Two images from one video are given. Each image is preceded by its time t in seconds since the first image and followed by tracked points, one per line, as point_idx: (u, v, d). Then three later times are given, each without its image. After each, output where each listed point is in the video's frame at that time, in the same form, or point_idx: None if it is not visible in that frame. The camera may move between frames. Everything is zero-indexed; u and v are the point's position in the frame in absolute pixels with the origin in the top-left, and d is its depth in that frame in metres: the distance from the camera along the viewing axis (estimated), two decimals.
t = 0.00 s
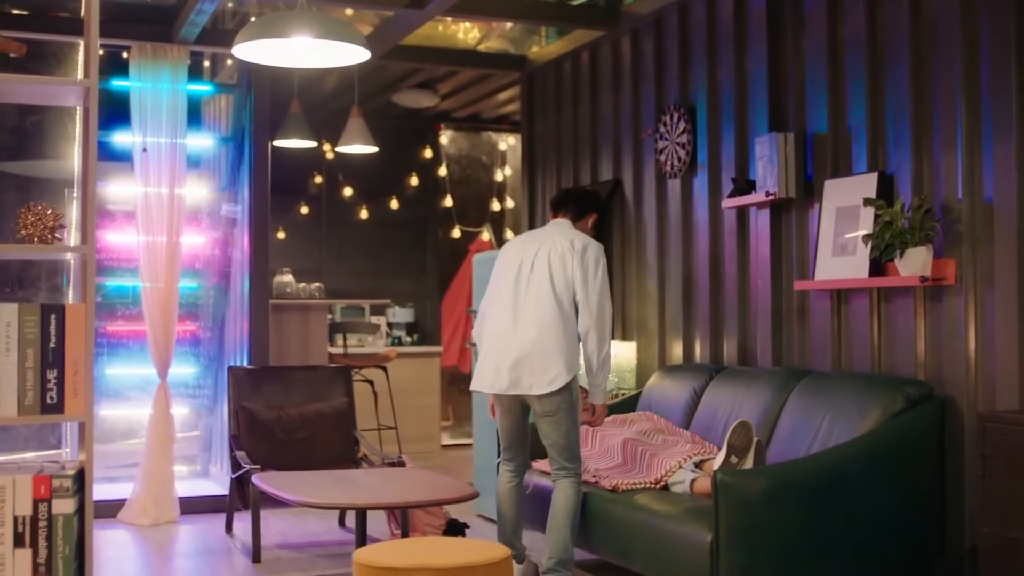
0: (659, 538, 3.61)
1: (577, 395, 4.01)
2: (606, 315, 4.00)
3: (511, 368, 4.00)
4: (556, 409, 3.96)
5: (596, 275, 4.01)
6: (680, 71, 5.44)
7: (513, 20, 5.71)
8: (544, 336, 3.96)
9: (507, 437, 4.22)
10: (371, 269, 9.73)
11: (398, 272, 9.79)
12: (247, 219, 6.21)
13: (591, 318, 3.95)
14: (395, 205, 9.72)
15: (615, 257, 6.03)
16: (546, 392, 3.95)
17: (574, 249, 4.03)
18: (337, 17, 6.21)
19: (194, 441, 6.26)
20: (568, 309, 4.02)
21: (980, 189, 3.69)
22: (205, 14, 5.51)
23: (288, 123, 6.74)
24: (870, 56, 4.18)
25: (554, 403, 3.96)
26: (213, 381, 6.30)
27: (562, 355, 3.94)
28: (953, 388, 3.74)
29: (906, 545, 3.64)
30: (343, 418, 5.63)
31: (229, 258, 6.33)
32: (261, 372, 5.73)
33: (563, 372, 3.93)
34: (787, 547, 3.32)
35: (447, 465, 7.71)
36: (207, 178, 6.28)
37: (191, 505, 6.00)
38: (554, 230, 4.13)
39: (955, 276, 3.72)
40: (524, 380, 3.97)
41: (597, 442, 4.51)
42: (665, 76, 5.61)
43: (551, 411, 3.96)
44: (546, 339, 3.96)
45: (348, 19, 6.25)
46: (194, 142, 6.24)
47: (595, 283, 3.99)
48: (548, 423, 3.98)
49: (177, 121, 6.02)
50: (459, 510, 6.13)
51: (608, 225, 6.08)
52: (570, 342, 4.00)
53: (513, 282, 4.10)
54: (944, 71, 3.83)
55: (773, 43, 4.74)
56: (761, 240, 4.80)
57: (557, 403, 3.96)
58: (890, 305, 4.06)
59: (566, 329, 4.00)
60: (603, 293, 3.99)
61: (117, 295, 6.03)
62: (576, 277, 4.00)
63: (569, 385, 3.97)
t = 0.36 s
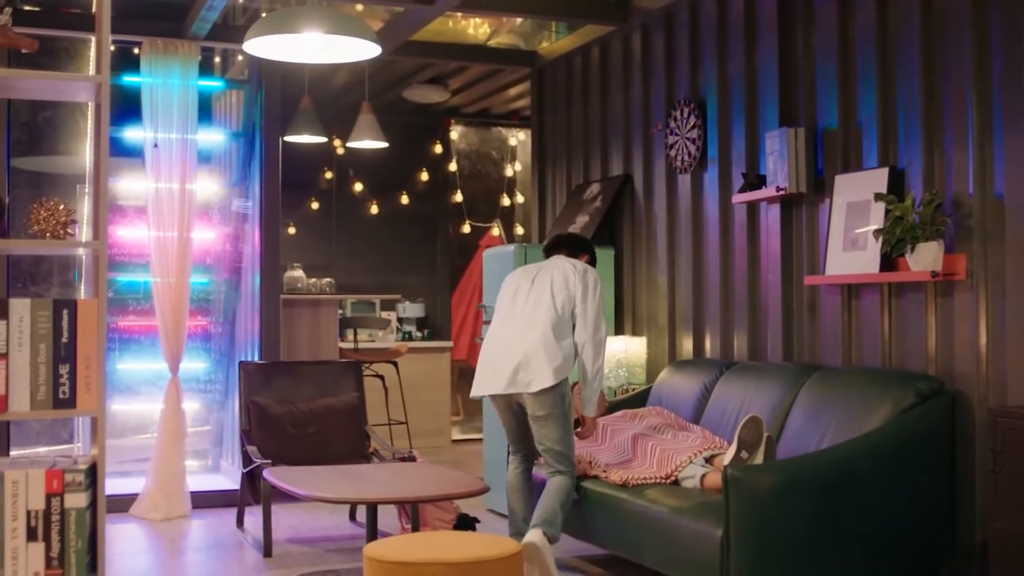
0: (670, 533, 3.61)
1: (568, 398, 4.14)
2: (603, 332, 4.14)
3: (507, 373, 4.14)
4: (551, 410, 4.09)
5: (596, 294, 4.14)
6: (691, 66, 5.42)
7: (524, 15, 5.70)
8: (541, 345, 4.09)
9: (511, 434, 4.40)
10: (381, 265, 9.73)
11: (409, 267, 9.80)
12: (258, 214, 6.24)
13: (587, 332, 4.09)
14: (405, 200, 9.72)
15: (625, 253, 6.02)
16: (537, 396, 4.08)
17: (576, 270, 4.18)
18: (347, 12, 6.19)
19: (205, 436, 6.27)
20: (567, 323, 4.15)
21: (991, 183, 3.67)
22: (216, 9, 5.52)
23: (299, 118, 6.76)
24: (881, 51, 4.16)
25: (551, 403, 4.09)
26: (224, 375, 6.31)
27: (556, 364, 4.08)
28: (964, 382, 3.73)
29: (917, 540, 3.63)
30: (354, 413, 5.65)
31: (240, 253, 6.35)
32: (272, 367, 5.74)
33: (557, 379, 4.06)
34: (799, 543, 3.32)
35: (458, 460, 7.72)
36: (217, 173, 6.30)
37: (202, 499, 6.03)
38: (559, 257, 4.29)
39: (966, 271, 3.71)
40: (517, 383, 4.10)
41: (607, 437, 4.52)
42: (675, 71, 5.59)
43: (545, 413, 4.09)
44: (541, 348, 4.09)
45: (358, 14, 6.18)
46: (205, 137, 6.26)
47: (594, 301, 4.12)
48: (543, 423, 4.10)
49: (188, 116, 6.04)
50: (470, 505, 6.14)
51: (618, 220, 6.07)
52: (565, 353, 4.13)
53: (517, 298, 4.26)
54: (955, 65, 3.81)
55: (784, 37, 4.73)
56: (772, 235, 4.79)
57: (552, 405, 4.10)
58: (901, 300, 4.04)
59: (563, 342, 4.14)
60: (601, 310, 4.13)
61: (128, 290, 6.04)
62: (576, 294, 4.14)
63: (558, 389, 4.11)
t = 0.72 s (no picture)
0: (679, 530, 3.61)
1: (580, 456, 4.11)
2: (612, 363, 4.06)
3: (525, 426, 4.05)
4: (565, 467, 4.07)
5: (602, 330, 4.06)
6: (700, 62, 5.41)
7: (533, 10, 5.69)
8: (554, 392, 4.01)
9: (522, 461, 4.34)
10: (390, 261, 9.73)
11: (418, 263, 9.80)
12: (268, 210, 6.25)
13: (598, 370, 4.01)
14: (414, 196, 9.72)
15: (634, 248, 6.01)
16: (555, 448, 4.03)
17: (578, 307, 4.11)
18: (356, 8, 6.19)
19: (215, 432, 6.29)
20: (577, 364, 4.07)
21: (1002, 178, 3.66)
22: (225, 6, 5.52)
23: (308, 115, 6.76)
24: (891, 46, 4.14)
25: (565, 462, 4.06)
26: (234, 371, 6.33)
27: (572, 409, 4.01)
28: (975, 378, 3.72)
29: (927, 537, 3.62)
30: (363, 408, 5.66)
31: (250, 249, 6.36)
32: (282, 362, 5.75)
33: (574, 426, 4.00)
34: (808, 540, 3.31)
35: (468, 456, 7.73)
36: (227, 169, 6.31)
37: (212, 495, 6.05)
38: (557, 295, 4.21)
39: (977, 267, 3.70)
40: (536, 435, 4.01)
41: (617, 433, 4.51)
42: (684, 66, 5.58)
43: (560, 469, 4.06)
44: (554, 395, 4.01)
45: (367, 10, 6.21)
46: (214, 134, 6.27)
47: (600, 336, 4.04)
48: (558, 480, 4.08)
49: (198, 113, 6.04)
50: (479, 501, 6.15)
51: (627, 217, 6.06)
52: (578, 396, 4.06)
53: (521, 342, 4.18)
54: (965, 60, 3.80)
55: (794, 32, 4.71)
56: (781, 231, 4.77)
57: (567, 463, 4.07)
58: (911, 295, 4.02)
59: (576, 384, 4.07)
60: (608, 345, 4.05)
61: (138, 286, 6.06)
62: (581, 332, 4.07)
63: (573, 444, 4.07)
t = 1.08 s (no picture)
0: (686, 525, 3.61)
1: (586, 484, 3.87)
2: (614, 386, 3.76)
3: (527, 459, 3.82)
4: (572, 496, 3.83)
5: (599, 357, 3.76)
6: (708, 58, 5.39)
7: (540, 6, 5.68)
8: (552, 424, 3.79)
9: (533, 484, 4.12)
10: (398, 257, 9.73)
11: (425, 259, 9.80)
12: (275, 206, 6.25)
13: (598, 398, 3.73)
14: (422, 192, 9.72)
15: (642, 244, 6.01)
16: (557, 482, 3.81)
17: (577, 332, 3.82)
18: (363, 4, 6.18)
19: (223, 428, 6.30)
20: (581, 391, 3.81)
21: (1011, 173, 3.65)
22: (232, 3, 5.52)
23: (315, 111, 6.76)
24: (900, 41, 4.12)
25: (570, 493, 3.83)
26: (242, 367, 6.33)
27: (569, 442, 3.78)
28: (984, 374, 3.70)
29: (936, 535, 3.61)
30: (371, 405, 5.66)
31: (257, 245, 6.37)
32: (290, 358, 5.76)
33: (570, 462, 3.77)
34: (816, 536, 3.31)
35: (475, 452, 7.73)
36: (235, 165, 6.31)
37: (220, 491, 6.06)
38: (564, 314, 3.93)
39: (986, 263, 3.69)
40: (534, 471, 3.81)
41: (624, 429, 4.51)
42: (692, 62, 5.57)
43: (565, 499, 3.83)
44: (552, 428, 3.79)
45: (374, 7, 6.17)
46: (222, 130, 6.27)
47: (596, 366, 3.74)
48: (565, 508, 3.85)
49: (205, 109, 6.06)
50: (486, 496, 6.15)
51: (635, 213, 6.06)
52: (579, 426, 3.81)
53: (526, 368, 3.96)
54: (974, 56, 3.79)
55: (802, 28, 4.70)
56: (789, 226, 4.76)
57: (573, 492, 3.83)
58: (919, 291, 4.00)
59: (577, 413, 3.82)
60: (606, 374, 3.74)
61: (146, 282, 6.07)
62: (579, 359, 3.79)
63: (576, 476, 3.83)
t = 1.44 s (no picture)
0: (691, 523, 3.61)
1: (590, 488, 3.86)
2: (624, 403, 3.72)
3: (528, 462, 3.83)
4: (577, 500, 3.83)
5: (613, 370, 3.72)
6: (713, 56, 5.38)
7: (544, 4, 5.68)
8: (554, 431, 3.78)
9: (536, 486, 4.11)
10: (402, 255, 9.73)
11: (429, 257, 9.80)
12: (280, 204, 6.26)
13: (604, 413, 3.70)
14: (426, 190, 9.72)
15: (646, 242, 6.00)
16: (561, 487, 3.81)
17: (594, 343, 3.78)
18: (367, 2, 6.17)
19: (228, 425, 6.31)
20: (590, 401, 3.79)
21: (1016, 171, 3.64)
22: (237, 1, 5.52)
23: (320, 109, 6.76)
24: (905, 38, 4.11)
25: (575, 496, 3.82)
26: (247, 365, 6.34)
27: (571, 449, 3.77)
28: (989, 372, 3.69)
29: (940, 533, 3.61)
30: (375, 403, 5.66)
31: (262, 243, 6.37)
32: (295, 356, 5.77)
33: (570, 468, 3.76)
34: (820, 534, 3.31)
35: (480, 449, 7.74)
36: (239, 163, 6.32)
37: (224, 489, 6.07)
38: (587, 321, 3.88)
39: (991, 261, 3.68)
40: (534, 472, 3.82)
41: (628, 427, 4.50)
42: (697, 59, 5.56)
43: (570, 502, 3.83)
44: (556, 432, 3.78)
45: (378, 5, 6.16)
46: (226, 128, 6.27)
47: (608, 379, 3.70)
48: (570, 511, 3.84)
49: (210, 106, 6.05)
50: (490, 494, 6.15)
51: (639, 211, 6.06)
52: (583, 436, 3.80)
53: (540, 370, 3.94)
54: (980, 53, 3.78)
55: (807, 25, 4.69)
56: (794, 224, 4.76)
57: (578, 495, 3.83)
58: (923, 289, 4.00)
59: (582, 422, 3.80)
60: (618, 388, 3.70)
61: (151, 280, 6.08)
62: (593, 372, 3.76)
63: (581, 479, 3.83)
